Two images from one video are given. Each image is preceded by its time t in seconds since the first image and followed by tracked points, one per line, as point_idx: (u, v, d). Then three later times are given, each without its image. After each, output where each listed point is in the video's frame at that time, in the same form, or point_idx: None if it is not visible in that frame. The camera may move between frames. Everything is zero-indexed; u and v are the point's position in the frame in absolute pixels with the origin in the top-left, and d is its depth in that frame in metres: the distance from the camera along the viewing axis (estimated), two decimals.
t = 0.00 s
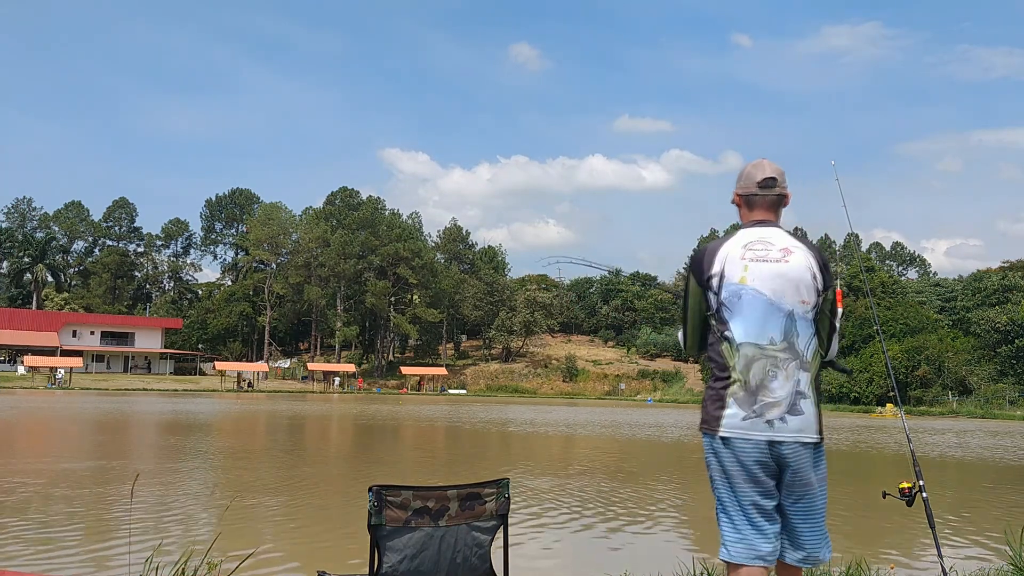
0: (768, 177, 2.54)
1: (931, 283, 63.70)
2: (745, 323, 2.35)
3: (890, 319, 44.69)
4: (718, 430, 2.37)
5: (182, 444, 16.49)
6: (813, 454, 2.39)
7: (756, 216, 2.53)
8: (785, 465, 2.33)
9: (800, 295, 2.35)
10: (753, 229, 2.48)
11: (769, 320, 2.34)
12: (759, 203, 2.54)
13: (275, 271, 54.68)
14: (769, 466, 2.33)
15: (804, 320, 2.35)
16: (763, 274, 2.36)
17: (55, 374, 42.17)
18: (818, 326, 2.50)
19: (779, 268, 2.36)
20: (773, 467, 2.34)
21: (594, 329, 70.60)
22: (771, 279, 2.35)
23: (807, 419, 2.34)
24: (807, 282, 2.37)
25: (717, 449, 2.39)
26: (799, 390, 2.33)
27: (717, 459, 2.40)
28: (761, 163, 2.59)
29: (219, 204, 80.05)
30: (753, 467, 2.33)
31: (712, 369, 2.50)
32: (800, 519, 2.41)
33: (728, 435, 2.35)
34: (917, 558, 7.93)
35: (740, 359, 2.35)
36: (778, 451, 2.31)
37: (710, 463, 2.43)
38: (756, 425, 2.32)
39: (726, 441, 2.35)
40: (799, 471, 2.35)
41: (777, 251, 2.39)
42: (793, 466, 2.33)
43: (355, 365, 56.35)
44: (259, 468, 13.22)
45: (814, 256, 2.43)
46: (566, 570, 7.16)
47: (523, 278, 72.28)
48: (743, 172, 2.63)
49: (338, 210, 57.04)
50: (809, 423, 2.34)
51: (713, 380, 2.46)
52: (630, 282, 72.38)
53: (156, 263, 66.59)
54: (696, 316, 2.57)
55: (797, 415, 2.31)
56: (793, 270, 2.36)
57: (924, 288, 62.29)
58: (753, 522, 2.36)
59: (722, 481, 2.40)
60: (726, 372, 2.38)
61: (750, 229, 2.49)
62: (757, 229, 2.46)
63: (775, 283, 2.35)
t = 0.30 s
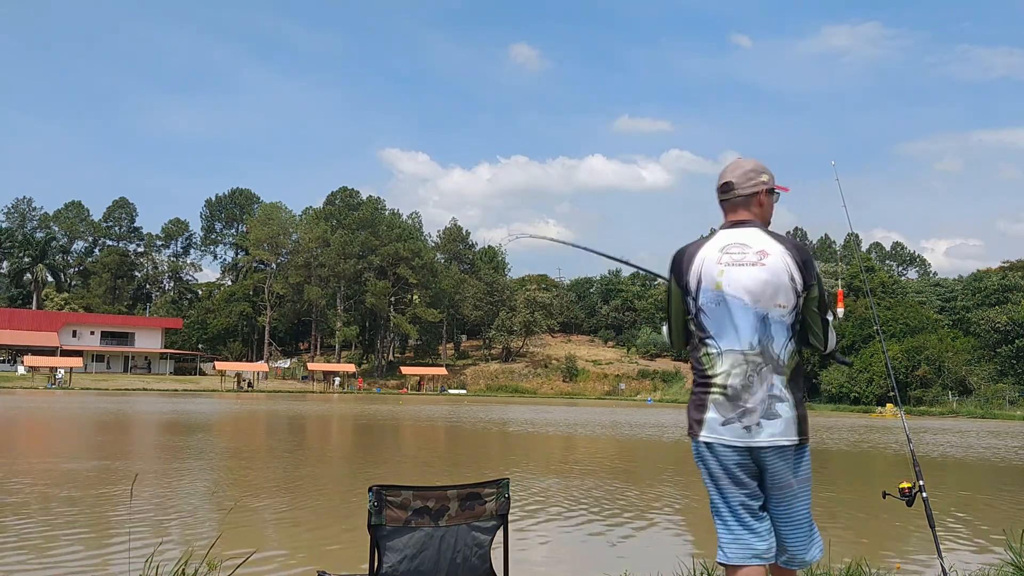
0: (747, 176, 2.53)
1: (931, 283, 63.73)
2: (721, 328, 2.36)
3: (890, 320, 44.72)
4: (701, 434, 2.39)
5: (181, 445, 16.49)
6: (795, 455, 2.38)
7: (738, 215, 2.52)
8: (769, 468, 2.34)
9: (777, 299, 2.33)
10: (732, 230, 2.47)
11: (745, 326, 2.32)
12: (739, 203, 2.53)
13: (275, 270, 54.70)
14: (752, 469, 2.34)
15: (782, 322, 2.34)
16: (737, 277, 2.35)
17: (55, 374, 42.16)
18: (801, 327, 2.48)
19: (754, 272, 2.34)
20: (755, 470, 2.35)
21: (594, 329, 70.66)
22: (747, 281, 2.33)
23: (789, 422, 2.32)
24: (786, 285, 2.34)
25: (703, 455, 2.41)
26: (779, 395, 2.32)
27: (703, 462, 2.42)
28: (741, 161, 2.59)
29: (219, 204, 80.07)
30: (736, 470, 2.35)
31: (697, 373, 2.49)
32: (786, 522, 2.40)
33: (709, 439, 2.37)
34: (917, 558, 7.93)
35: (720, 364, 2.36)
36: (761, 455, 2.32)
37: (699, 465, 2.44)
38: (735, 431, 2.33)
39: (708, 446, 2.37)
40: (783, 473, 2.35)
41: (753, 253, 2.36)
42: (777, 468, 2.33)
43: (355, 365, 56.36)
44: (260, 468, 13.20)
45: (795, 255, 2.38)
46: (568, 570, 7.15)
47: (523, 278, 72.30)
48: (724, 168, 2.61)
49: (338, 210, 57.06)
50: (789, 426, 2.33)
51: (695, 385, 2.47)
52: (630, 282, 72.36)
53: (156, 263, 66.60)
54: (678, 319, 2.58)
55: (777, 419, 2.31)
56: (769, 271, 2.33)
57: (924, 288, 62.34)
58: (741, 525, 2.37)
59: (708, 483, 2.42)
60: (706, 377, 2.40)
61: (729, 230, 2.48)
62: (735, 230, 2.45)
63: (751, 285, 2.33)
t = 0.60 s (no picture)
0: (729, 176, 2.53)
1: (930, 283, 63.76)
2: (705, 331, 2.36)
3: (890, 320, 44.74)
4: (689, 438, 2.40)
5: (181, 445, 16.47)
6: (783, 456, 2.38)
7: (723, 217, 2.52)
8: (757, 469, 2.35)
9: (760, 303, 2.32)
10: (716, 231, 2.47)
11: (728, 330, 2.33)
12: (725, 203, 2.53)
13: (275, 270, 54.69)
14: (741, 469, 2.36)
15: (767, 325, 2.33)
16: (721, 281, 2.35)
17: (55, 374, 42.15)
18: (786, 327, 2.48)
19: (738, 274, 2.33)
20: (745, 470, 2.36)
21: (594, 329, 70.68)
22: (730, 285, 2.33)
23: (774, 425, 2.33)
24: (768, 287, 2.33)
25: (692, 457, 2.42)
26: (764, 399, 2.33)
27: (694, 463, 2.43)
28: (726, 161, 2.59)
29: (219, 204, 80.08)
30: (725, 470, 2.36)
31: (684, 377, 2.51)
32: (777, 522, 2.41)
33: (697, 443, 2.38)
34: (916, 558, 7.94)
35: (704, 368, 2.37)
36: (747, 456, 2.33)
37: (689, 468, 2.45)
38: (721, 433, 2.34)
39: (696, 448, 2.38)
40: (771, 474, 2.36)
41: (736, 256, 2.35)
42: (764, 468, 2.34)
43: (355, 365, 56.36)
44: (260, 468, 13.20)
45: (780, 258, 2.36)
46: (568, 570, 7.15)
47: (523, 278, 72.31)
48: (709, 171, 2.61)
49: (338, 210, 57.07)
50: (776, 429, 2.33)
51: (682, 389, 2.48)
52: (630, 282, 72.32)
53: (156, 263, 66.59)
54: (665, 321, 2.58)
55: (763, 423, 2.32)
56: (752, 273, 2.33)
57: (924, 288, 62.38)
58: (733, 524, 2.38)
59: (698, 484, 2.43)
60: (692, 381, 2.41)
61: (715, 230, 2.48)
62: (720, 231, 2.44)
63: (734, 289, 2.33)
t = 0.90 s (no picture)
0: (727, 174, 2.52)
1: (931, 283, 63.75)
2: (705, 332, 2.35)
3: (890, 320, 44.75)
4: (687, 438, 2.40)
5: (181, 445, 16.45)
6: (781, 456, 2.39)
7: (722, 217, 2.51)
8: (755, 470, 2.35)
9: (760, 301, 2.32)
10: (715, 230, 2.47)
11: (728, 330, 2.32)
12: (721, 203, 2.52)
13: (275, 270, 54.68)
14: (739, 470, 2.36)
15: (765, 326, 2.34)
16: (723, 279, 2.34)
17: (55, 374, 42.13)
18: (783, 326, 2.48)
19: (738, 274, 2.32)
20: (743, 470, 2.35)
21: (594, 329, 70.70)
22: (731, 285, 2.33)
23: (773, 426, 2.33)
24: (768, 287, 2.33)
25: (691, 458, 2.41)
26: (763, 399, 2.32)
27: (692, 463, 2.42)
28: (719, 162, 2.58)
29: (219, 204, 80.07)
30: (723, 469, 2.36)
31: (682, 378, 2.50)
32: (776, 522, 2.40)
33: (696, 444, 2.38)
34: (916, 558, 7.93)
35: (704, 368, 2.36)
36: (746, 458, 2.33)
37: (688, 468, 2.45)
38: (719, 433, 2.33)
39: (696, 448, 2.37)
40: (769, 475, 2.35)
41: (736, 255, 2.35)
42: (763, 469, 2.34)
43: (355, 365, 56.35)
44: (260, 468, 13.19)
45: (779, 258, 2.37)
46: (568, 570, 7.14)
47: (523, 278, 72.30)
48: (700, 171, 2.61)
49: (338, 210, 57.08)
50: (774, 429, 2.33)
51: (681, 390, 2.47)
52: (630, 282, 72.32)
53: (156, 263, 66.58)
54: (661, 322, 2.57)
55: (762, 423, 2.32)
56: (753, 272, 2.32)
57: (924, 288, 62.38)
58: (731, 525, 2.38)
59: (698, 485, 2.42)
60: (691, 381, 2.40)
61: (714, 229, 2.47)
62: (718, 231, 2.44)
63: (735, 288, 2.32)
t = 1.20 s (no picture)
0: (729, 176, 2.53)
1: (931, 283, 63.73)
2: (717, 330, 2.33)
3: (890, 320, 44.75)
4: (693, 438, 2.38)
5: (181, 445, 16.44)
6: (784, 457, 2.40)
7: (726, 217, 2.51)
8: (760, 471, 2.35)
9: (771, 301, 2.34)
10: (723, 229, 2.46)
11: (740, 330, 2.31)
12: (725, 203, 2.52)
13: (275, 270, 54.68)
14: (743, 470, 2.35)
15: (773, 325, 2.35)
16: (735, 278, 2.33)
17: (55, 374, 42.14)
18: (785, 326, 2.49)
19: (752, 272, 2.33)
20: (748, 471, 2.35)
21: (594, 329, 70.70)
22: (743, 283, 2.33)
23: (778, 425, 2.34)
24: (779, 286, 2.36)
25: (696, 457, 2.39)
26: (769, 398, 2.34)
27: (697, 462, 2.41)
28: (717, 162, 2.59)
29: (219, 204, 80.04)
30: (728, 470, 2.35)
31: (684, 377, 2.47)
32: (779, 523, 2.41)
33: (702, 444, 2.36)
34: (916, 558, 7.92)
35: (713, 368, 2.34)
36: (751, 459, 2.33)
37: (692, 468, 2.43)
38: (726, 433, 2.33)
39: (702, 447, 2.35)
40: (772, 475, 2.36)
41: (748, 255, 2.36)
42: (766, 469, 2.35)
43: (355, 365, 56.35)
44: (260, 468, 13.21)
45: (788, 259, 2.41)
46: (567, 570, 7.14)
47: (523, 278, 72.30)
48: (699, 170, 2.60)
49: (338, 210, 57.08)
50: (779, 428, 2.35)
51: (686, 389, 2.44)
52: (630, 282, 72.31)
53: (156, 263, 66.55)
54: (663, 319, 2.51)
55: (768, 423, 2.32)
56: (764, 271, 2.34)
57: (924, 288, 62.35)
58: (735, 525, 2.37)
59: (702, 484, 2.40)
60: (697, 379, 2.38)
61: (722, 228, 2.46)
62: (727, 229, 2.43)
63: (747, 287, 2.32)
